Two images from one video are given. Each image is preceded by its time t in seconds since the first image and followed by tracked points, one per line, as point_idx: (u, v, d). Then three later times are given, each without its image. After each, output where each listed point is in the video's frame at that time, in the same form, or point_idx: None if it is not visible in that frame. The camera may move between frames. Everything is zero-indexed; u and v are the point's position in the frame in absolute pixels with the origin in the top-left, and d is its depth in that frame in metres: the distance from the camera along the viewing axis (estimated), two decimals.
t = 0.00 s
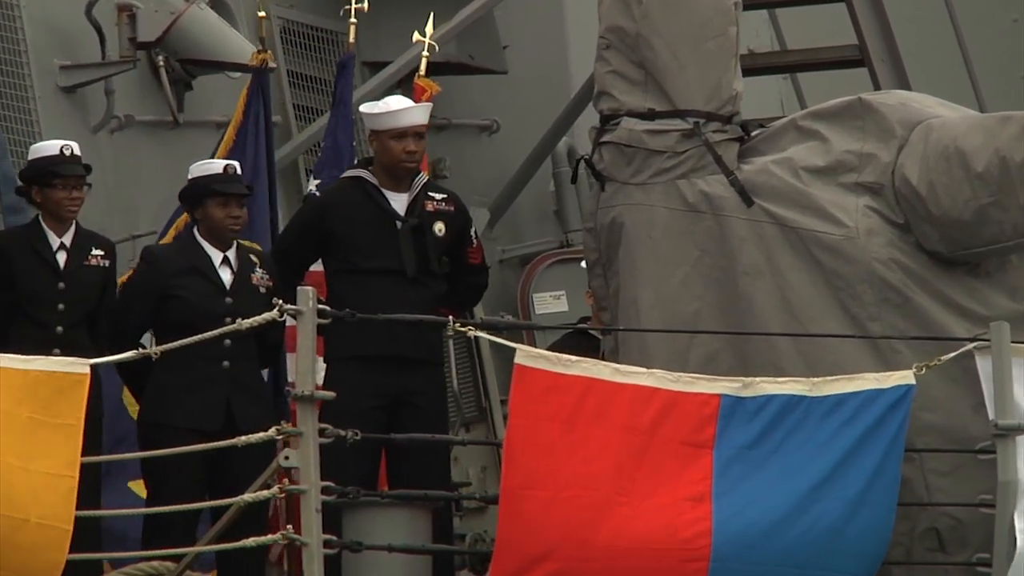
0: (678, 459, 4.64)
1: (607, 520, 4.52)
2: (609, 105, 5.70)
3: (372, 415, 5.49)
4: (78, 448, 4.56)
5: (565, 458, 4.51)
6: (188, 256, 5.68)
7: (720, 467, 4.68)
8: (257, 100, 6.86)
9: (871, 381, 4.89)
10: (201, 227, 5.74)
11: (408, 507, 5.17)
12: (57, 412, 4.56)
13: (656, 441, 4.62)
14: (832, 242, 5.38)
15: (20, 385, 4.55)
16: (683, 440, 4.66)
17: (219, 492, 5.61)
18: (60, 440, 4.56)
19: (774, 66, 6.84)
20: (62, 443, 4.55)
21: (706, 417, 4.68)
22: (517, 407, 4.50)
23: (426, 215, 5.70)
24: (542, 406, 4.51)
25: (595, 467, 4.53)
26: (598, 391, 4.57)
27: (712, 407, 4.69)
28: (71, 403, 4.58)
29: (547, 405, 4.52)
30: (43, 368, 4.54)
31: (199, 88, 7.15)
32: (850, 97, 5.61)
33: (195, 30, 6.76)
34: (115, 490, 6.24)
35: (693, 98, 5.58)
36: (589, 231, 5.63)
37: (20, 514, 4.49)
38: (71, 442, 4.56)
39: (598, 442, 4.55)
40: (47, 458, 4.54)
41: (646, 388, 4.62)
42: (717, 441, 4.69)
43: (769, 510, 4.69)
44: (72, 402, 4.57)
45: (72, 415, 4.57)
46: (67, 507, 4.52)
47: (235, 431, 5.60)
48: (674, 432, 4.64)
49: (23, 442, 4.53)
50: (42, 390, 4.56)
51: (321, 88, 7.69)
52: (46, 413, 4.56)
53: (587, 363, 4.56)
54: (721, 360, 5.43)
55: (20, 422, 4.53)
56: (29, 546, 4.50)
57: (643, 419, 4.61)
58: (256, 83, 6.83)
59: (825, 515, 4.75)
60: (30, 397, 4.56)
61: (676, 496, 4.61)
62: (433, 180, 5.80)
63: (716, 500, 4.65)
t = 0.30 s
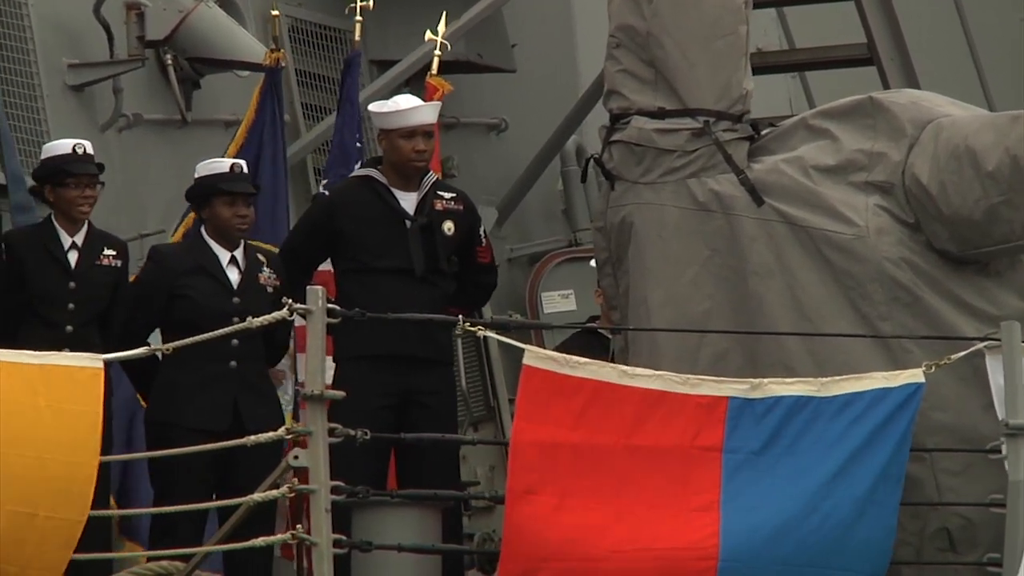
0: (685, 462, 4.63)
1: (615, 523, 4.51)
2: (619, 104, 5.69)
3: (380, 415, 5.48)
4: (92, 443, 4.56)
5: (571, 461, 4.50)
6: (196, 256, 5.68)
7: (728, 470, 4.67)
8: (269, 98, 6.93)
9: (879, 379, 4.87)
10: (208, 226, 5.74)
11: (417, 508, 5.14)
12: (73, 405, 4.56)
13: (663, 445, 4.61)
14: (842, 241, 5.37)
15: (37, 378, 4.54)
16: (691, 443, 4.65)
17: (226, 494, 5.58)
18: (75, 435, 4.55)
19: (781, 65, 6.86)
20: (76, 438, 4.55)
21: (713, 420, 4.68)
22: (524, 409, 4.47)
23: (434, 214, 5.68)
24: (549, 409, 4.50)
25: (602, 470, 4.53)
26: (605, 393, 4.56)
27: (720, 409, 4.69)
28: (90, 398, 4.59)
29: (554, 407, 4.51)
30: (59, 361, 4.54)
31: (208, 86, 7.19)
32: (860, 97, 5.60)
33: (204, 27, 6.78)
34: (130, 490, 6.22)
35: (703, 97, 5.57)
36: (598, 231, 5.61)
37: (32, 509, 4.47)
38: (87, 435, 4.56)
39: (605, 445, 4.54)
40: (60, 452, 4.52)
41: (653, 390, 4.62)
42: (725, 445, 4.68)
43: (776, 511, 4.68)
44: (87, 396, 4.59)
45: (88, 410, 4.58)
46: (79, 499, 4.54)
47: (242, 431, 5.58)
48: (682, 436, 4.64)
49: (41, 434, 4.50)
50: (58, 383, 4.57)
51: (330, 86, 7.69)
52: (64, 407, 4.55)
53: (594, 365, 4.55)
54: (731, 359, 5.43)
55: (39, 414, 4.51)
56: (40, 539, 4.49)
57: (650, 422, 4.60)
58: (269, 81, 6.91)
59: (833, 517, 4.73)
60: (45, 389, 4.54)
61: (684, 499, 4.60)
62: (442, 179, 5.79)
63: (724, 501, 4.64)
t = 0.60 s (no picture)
0: (694, 463, 4.60)
1: (624, 525, 4.52)
2: (628, 104, 5.68)
3: (390, 415, 5.47)
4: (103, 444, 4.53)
5: (581, 461, 4.50)
6: (206, 255, 5.69)
7: (737, 471, 4.65)
8: (277, 98, 6.94)
9: (887, 382, 4.81)
10: (217, 226, 5.76)
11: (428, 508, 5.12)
12: (81, 407, 4.54)
13: (673, 446, 4.59)
14: (852, 241, 5.37)
15: (42, 380, 4.55)
16: (700, 443, 4.62)
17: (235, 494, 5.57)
18: (83, 438, 4.53)
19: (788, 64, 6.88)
20: (85, 441, 4.53)
21: (722, 420, 4.65)
22: (534, 408, 4.49)
23: (444, 214, 5.71)
24: (558, 409, 4.51)
25: (612, 471, 4.53)
26: (615, 393, 4.56)
27: (729, 409, 4.66)
28: (98, 401, 4.55)
29: (564, 407, 4.52)
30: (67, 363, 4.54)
31: (216, 85, 7.19)
32: (871, 96, 5.59)
33: (212, 25, 6.76)
34: (137, 489, 6.21)
35: (712, 97, 5.56)
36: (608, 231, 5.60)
37: (41, 511, 4.46)
38: (94, 436, 4.54)
39: (615, 446, 4.54)
40: (69, 454, 4.52)
41: (662, 390, 4.61)
42: (735, 446, 4.66)
43: (785, 513, 4.65)
44: (95, 399, 4.56)
45: (97, 411, 4.55)
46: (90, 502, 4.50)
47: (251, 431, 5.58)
48: (692, 436, 4.61)
49: (46, 436, 4.50)
50: (67, 386, 4.55)
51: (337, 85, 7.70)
52: (71, 409, 4.54)
53: (605, 364, 4.55)
54: (740, 358, 5.41)
55: (44, 416, 4.51)
56: (50, 542, 4.48)
57: (659, 423, 4.59)
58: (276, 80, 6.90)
59: (843, 518, 4.71)
60: (53, 391, 4.53)
61: (694, 501, 4.59)
62: (451, 177, 5.81)
63: (733, 502, 4.62)
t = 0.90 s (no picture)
0: (704, 464, 4.58)
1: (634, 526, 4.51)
2: (637, 103, 5.66)
3: (397, 415, 5.46)
4: (110, 443, 4.53)
5: (592, 461, 4.50)
6: (214, 254, 5.68)
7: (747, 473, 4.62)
8: (286, 97, 6.95)
9: (897, 382, 4.78)
10: (224, 224, 5.75)
11: (436, 507, 5.09)
12: (88, 407, 4.54)
13: (683, 446, 4.57)
14: (862, 240, 5.36)
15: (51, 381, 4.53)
16: (710, 443, 4.61)
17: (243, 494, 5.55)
18: (91, 438, 4.53)
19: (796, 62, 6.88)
20: (93, 442, 4.53)
21: (732, 420, 4.63)
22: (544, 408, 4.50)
23: (453, 213, 5.69)
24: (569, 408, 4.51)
25: (623, 471, 4.52)
26: (625, 392, 4.55)
27: (739, 409, 4.64)
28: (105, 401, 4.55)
29: (575, 407, 4.52)
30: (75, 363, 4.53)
31: (224, 84, 7.17)
32: (880, 95, 5.57)
33: (219, 24, 6.75)
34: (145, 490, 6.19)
35: (722, 96, 5.55)
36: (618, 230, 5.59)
37: (49, 511, 4.45)
38: (102, 437, 4.54)
39: (626, 446, 4.53)
40: (77, 454, 4.50)
41: (673, 390, 4.59)
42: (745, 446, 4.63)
43: (794, 515, 4.63)
44: (103, 399, 4.55)
45: (104, 411, 4.55)
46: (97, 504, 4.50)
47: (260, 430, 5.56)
48: (702, 437, 4.60)
49: (54, 436, 4.49)
50: (73, 385, 4.54)
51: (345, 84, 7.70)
52: (77, 408, 4.53)
53: (616, 363, 4.55)
54: (749, 357, 5.39)
55: (51, 416, 4.50)
56: (58, 542, 4.47)
57: (670, 422, 4.57)
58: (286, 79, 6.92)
59: (854, 520, 4.67)
60: (60, 391, 4.52)
61: (705, 502, 4.57)
62: (460, 177, 5.79)
63: (743, 504, 4.60)
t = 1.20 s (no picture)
0: (714, 461, 4.58)
1: (645, 523, 4.49)
2: (647, 101, 5.65)
3: (406, 414, 5.45)
4: (116, 443, 4.54)
5: (602, 458, 4.52)
6: (222, 254, 5.66)
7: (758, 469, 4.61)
8: (291, 96, 6.89)
9: (907, 380, 4.76)
10: (232, 224, 5.73)
11: (446, 507, 5.08)
12: (93, 407, 4.55)
13: (694, 443, 4.58)
14: (871, 239, 5.36)
15: (58, 381, 4.56)
16: (721, 441, 4.61)
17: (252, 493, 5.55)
18: (98, 438, 4.55)
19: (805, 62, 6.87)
20: (98, 442, 4.54)
21: (743, 417, 4.63)
22: (556, 404, 4.55)
23: (462, 212, 5.67)
24: (580, 404, 4.55)
25: (633, 468, 4.53)
26: (635, 389, 4.58)
27: (750, 407, 4.65)
28: (110, 402, 4.56)
29: (585, 404, 4.56)
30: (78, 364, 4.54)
31: (232, 83, 7.18)
32: (890, 94, 5.56)
33: (228, 23, 6.81)
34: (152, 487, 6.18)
35: (731, 95, 5.54)
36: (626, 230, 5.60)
37: (56, 512, 4.48)
38: (107, 437, 4.54)
39: (637, 442, 4.54)
40: (83, 454, 4.52)
41: (684, 386, 4.61)
42: (756, 444, 4.63)
43: (805, 511, 4.60)
44: (108, 399, 4.56)
45: (109, 411, 4.56)
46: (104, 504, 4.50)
47: (268, 428, 5.56)
48: (712, 434, 4.60)
49: (60, 436, 4.51)
50: (78, 386, 4.56)
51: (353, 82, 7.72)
52: (83, 408, 4.55)
53: (626, 360, 4.59)
54: (758, 355, 5.38)
55: (58, 415, 4.52)
56: (66, 543, 4.49)
57: (680, 419, 4.58)
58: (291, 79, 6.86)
59: (865, 517, 4.64)
60: (66, 391, 4.55)
61: (716, 498, 4.55)
62: (469, 177, 5.78)
63: (754, 500, 4.58)
